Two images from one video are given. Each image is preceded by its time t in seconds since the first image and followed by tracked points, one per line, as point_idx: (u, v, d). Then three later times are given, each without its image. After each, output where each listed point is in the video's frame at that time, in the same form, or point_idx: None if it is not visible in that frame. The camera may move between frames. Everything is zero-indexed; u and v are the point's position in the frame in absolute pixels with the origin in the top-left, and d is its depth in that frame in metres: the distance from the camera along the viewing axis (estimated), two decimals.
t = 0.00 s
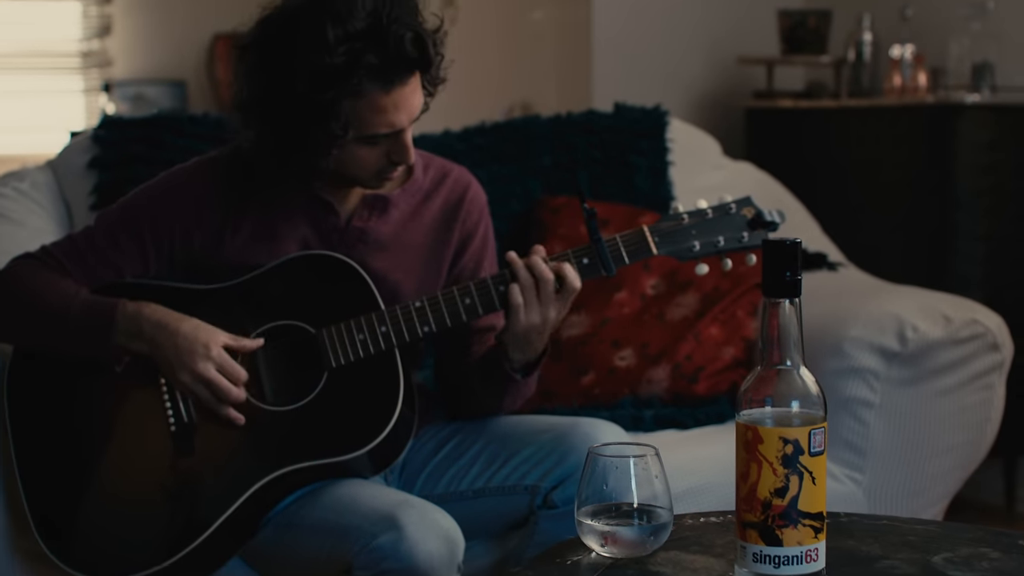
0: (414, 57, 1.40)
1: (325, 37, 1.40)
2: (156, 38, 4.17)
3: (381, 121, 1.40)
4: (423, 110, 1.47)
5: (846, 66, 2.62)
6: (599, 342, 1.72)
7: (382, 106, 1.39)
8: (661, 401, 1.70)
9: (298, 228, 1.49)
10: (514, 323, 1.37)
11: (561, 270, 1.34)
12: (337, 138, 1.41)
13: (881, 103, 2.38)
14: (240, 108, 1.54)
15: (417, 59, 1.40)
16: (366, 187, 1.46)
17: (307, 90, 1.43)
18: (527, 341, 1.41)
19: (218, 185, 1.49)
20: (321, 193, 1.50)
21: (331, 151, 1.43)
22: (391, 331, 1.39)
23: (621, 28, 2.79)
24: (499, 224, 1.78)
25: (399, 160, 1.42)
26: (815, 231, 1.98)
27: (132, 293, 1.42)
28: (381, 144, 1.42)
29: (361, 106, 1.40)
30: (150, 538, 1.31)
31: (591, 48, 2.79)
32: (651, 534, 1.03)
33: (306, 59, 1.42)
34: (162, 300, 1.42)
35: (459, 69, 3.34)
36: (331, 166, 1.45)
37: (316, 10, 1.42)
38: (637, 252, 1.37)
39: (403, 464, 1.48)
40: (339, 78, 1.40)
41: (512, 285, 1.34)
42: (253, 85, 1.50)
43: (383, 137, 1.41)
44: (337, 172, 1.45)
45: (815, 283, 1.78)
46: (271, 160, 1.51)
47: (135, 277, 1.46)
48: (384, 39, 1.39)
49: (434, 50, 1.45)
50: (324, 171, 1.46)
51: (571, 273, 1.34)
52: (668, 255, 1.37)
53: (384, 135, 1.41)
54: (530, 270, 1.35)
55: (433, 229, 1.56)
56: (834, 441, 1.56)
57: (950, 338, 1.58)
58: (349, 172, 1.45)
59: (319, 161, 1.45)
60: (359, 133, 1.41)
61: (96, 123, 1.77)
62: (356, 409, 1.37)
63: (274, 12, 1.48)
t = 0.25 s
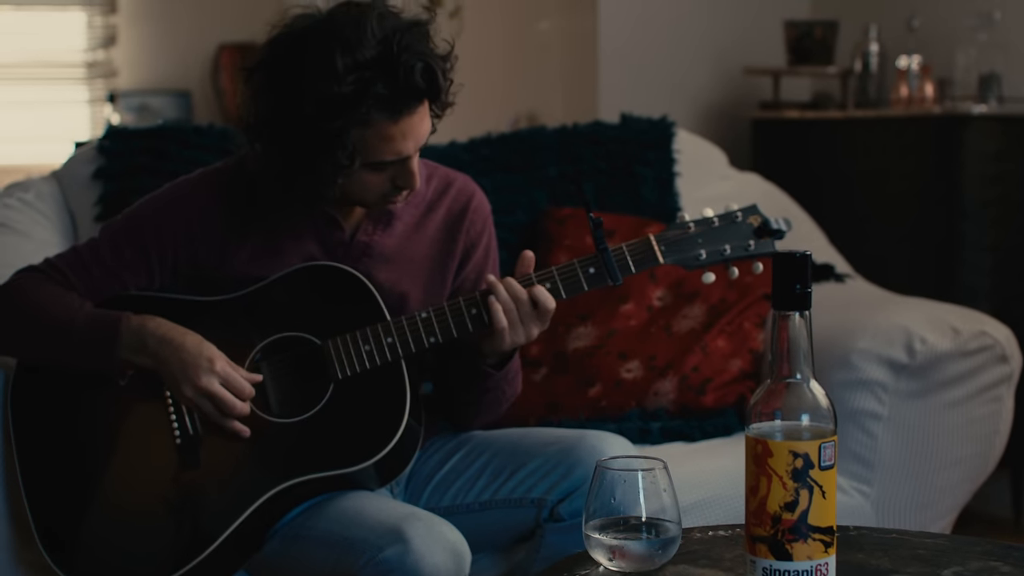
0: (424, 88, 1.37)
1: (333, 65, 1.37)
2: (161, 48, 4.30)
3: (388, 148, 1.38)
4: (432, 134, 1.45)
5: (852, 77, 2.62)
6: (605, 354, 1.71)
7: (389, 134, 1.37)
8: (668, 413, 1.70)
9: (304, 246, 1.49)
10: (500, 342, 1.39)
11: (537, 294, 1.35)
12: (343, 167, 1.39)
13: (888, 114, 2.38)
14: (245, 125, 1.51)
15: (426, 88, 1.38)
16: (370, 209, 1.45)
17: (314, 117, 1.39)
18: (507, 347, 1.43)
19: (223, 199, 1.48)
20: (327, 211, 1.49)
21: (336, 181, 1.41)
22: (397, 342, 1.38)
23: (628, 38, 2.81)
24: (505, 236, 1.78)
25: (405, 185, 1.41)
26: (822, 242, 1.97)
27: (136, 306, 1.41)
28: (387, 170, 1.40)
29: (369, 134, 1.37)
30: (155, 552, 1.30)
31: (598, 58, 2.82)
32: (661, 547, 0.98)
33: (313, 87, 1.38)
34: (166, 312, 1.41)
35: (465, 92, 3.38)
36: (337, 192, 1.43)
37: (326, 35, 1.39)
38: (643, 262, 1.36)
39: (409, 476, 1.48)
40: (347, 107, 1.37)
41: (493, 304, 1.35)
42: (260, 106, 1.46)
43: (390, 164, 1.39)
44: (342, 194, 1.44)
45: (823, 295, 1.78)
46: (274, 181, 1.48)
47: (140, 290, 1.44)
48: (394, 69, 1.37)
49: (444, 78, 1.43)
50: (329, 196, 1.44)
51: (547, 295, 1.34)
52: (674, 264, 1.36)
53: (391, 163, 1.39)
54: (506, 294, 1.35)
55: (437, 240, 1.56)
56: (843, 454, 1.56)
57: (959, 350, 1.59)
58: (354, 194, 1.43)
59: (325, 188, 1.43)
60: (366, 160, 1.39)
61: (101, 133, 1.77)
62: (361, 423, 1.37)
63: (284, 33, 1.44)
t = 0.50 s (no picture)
0: (421, 90, 1.38)
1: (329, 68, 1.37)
2: (165, 56, 4.34)
3: (387, 150, 1.38)
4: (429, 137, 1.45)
5: (859, 86, 2.62)
6: (613, 365, 1.71)
7: (388, 135, 1.37)
8: (675, 423, 1.70)
9: (308, 253, 1.48)
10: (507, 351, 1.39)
11: (542, 302, 1.34)
12: (342, 170, 1.38)
13: (895, 123, 2.38)
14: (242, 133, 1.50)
15: (423, 90, 1.38)
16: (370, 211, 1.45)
17: (311, 120, 1.38)
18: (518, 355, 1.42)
19: (225, 208, 1.47)
20: (328, 217, 1.48)
21: (335, 184, 1.41)
22: (403, 351, 1.38)
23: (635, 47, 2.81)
24: (513, 245, 1.77)
25: (405, 188, 1.40)
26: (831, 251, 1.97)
27: (142, 317, 1.41)
28: (387, 173, 1.40)
29: (367, 137, 1.38)
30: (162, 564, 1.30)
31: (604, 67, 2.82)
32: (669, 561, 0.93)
33: (309, 90, 1.38)
34: (171, 322, 1.40)
35: (466, 95, 3.39)
36: (336, 195, 1.43)
37: (320, 38, 1.39)
38: (651, 269, 1.35)
39: (416, 487, 1.47)
40: (344, 110, 1.36)
41: (500, 313, 1.34)
42: (255, 112, 1.45)
43: (390, 166, 1.39)
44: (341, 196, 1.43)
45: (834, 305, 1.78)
46: (273, 190, 1.47)
47: (144, 301, 1.44)
48: (390, 72, 1.36)
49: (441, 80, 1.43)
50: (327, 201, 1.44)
51: (551, 304, 1.34)
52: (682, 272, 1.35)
53: (390, 165, 1.39)
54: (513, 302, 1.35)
55: (441, 245, 1.55)
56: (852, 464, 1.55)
57: (968, 359, 1.58)
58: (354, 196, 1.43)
59: (324, 192, 1.42)
60: (365, 163, 1.39)
61: (106, 142, 1.77)
62: (368, 432, 1.36)
63: (278, 39, 1.44)
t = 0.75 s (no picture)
0: (424, 67, 1.39)
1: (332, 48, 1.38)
2: (170, 61, 4.37)
3: (391, 133, 1.37)
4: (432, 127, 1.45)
5: (866, 92, 2.62)
6: (621, 372, 1.71)
7: (393, 117, 1.37)
8: (682, 430, 1.71)
9: (311, 252, 1.48)
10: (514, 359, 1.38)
11: (548, 309, 1.34)
12: (348, 150, 1.38)
13: (903, 129, 2.38)
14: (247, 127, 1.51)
15: (426, 68, 1.40)
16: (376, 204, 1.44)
17: (316, 101, 1.39)
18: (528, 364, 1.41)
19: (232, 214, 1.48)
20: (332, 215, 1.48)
21: (341, 165, 1.39)
22: (410, 359, 1.37)
23: (640, 56, 2.81)
24: (519, 252, 1.77)
25: (411, 174, 1.39)
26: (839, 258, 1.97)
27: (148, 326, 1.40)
28: (393, 158, 1.39)
29: (372, 119, 1.37)
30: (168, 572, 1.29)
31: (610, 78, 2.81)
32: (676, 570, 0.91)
33: (313, 70, 1.39)
34: (177, 330, 1.40)
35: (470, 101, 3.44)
36: (342, 180, 1.42)
37: (321, 21, 1.40)
38: (658, 276, 1.35)
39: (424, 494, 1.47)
40: (349, 87, 1.37)
41: (506, 321, 1.34)
42: (259, 102, 1.47)
43: (395, 149, 1.38)
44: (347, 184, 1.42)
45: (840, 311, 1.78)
46: (280, 180, 1.48)
47: (150, 306, 1.44)
48: (392, 50, 1.38)
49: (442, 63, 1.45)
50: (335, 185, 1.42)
51: (557, 311, 1.33)
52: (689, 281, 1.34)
53: (395, 148, 1.38)
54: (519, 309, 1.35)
55: (449, 249, 1.54)
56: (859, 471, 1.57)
57: (976, 366, 1.58)
58: (360, 189, 1.42)
59: (331, 175, 1.41)
60: (370, 146, 1.38)
61: (112, 149, 1.77)
62: (375, 439, 1.36)
63: (279, 30, 1.45)
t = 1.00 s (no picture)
0: (436, 61, 1.39)
1: (345, 41, 1.38)
2: (177, 70, 4.38)
3: (403, 128, 1.37)
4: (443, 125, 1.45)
5: (872, 99, 2.62)
6: (627, 381, 1.70)
7: (405, 112, 1.37)
8: (690, 438, 1.69)
9: (319, 255, 1.48)
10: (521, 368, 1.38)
11: (555, 317, 1.33)
12: (362, 143, 1.38)
13: (909, 136, 2.38)
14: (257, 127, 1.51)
15: (438, 62, 1.41)
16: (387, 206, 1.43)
17: (329, 95, 1.39)
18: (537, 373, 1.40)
19: (239, 218, 1.47)
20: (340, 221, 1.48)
21: (355, 159, 1.40)
22: (418, 365, 1.37)
23: (646, 68, 2.80)
24: (526, 259, 1.77)
25: (423, 171, 1.39)
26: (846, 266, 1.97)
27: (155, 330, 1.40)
28: (404, 154, 1.39)
29: (384, 114, 1.37)
30: None
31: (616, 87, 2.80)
32: None
33: (326, 64, 1.39)
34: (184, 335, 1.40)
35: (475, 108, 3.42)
36: (355, 176, 1.41)
37: (333, 17, 1.41)
38: (666, 284, 1.34)
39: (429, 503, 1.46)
40: (362, 80, 1.37)
41: (513, 327, 1.34)
42: (270, 102, 1.47)
43: (406, 145, 1.38)
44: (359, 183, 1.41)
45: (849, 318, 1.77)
46: (292, 181, 1.46)
47: (158, 313, 1.44)
48: (404, 44, 1.38)
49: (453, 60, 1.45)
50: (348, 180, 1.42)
51: (564, 318, 1.33)
52: (697, 289, 1.33)
53: (407, 143, 1.38)
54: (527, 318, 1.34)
55: (458, 258, 1.54)
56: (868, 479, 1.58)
57: (984, 374, 1.57)
58: (371, 191, 1.42)
59: (345, 169, 1.41)
60: (383, 142, 1.38)
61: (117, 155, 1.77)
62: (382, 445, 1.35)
63: (290, 30, 1.45)
